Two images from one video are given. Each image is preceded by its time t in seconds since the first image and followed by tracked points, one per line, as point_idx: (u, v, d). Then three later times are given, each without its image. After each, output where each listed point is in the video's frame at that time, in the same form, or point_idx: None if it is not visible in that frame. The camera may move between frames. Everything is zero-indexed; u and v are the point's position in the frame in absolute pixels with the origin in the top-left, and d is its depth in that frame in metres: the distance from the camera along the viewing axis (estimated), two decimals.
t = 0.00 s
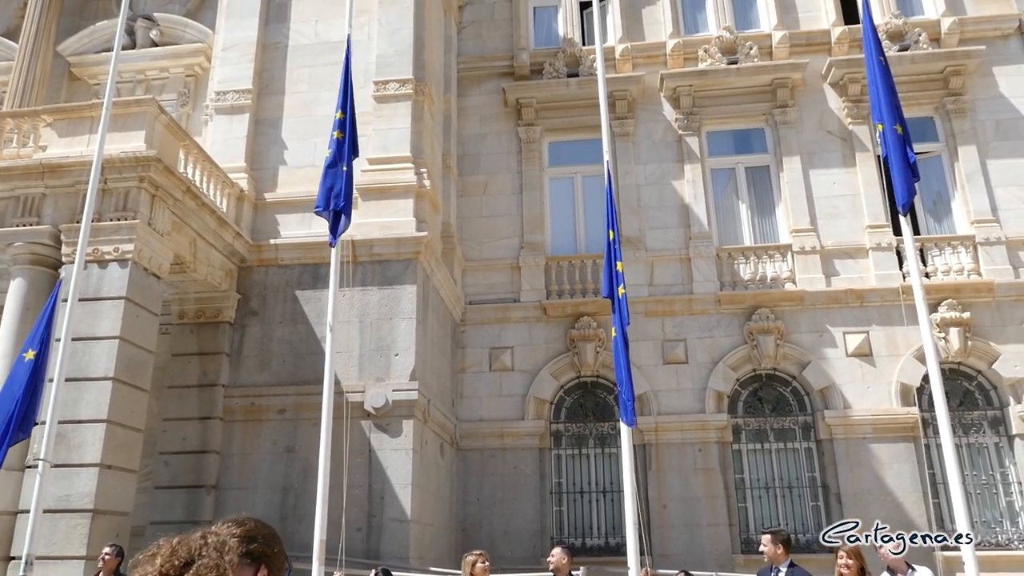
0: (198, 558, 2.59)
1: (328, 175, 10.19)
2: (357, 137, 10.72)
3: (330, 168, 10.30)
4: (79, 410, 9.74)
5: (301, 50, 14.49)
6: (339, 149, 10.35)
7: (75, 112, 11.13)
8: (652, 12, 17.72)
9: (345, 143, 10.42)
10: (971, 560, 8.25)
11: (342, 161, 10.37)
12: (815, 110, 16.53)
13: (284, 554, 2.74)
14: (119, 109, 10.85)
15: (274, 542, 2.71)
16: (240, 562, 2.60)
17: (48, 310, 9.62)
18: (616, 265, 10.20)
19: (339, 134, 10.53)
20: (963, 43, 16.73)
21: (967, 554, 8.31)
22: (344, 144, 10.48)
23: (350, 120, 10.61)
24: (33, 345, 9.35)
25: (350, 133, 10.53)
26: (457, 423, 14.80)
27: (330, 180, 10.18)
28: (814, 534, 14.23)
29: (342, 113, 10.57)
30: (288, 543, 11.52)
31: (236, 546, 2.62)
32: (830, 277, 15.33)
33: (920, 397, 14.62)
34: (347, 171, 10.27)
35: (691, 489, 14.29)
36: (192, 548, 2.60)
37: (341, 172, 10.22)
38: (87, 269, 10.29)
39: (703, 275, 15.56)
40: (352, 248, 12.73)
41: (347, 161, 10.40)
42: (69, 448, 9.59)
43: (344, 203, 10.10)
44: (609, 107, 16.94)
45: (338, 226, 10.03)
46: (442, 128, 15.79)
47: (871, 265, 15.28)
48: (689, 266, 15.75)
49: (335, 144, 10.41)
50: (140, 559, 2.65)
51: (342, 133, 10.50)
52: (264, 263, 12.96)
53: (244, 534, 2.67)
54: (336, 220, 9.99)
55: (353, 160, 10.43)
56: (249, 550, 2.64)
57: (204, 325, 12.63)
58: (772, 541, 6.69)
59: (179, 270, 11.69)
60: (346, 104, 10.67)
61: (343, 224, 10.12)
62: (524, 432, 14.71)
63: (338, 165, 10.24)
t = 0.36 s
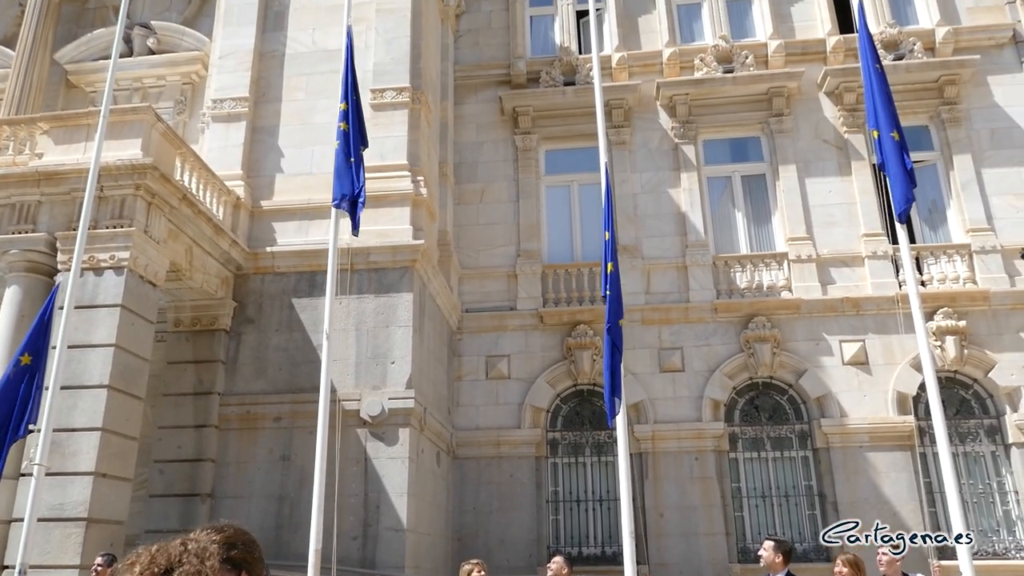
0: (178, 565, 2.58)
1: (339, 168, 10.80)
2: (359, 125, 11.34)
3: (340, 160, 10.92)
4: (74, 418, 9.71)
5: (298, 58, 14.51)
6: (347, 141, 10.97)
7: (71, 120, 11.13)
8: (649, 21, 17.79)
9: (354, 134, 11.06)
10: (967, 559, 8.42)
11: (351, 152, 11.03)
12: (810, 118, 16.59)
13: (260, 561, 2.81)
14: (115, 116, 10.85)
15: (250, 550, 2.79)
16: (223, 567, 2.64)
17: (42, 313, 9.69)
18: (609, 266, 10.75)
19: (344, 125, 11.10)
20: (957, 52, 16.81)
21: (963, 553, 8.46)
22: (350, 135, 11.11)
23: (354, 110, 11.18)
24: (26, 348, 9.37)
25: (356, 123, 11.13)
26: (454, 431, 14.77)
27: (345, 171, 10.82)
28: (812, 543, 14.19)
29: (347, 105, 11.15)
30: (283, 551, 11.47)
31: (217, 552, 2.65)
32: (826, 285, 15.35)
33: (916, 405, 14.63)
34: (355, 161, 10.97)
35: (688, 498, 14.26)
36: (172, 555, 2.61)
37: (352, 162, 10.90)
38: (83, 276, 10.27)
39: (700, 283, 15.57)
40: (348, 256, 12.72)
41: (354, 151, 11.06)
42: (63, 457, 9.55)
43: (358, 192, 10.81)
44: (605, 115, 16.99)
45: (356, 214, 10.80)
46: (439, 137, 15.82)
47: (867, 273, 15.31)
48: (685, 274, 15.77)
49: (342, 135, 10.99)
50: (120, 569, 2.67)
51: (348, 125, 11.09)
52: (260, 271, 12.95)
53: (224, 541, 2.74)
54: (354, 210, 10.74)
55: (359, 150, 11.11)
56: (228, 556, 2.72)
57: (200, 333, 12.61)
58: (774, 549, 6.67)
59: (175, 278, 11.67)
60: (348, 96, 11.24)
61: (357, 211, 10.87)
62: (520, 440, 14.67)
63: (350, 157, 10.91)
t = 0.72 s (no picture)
0: None
1: (343, 184, 10.87)
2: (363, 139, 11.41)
3: (343, 176, 10.99)
4: (71, 433, 9.67)
5: (295, 72, 14.57)
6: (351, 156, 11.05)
7: (68, 135, 11.15)
8: (644, 34, 17.90)
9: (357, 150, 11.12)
10: (964, 559, 8.42)
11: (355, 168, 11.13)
12: (806, 130, 16.67)
13: None
14: (112, 131, 10.87)
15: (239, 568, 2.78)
16: None
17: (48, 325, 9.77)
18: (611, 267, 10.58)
19: (349, 140, 11.18)
20: (951, 63, 16.91)
21: (961, 553, 8.46)
22: (354, 150, 11.17)
23: (357, 125, 11.26)
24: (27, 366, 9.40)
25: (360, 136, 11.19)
26: (452, 444, 14.73)
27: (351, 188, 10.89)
28: (811, 555, 14.14)
29: (350, 120, 11.25)
30: (281, 566, 11.41)
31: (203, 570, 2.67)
32: (823, 296, 15.37)
33: (915, 416, 14.62)
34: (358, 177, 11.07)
35: (687, 510, 14.22)
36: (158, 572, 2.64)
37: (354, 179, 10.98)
38: (79, 291, 10.26)
39: (697, 295, 15.58)
40: (345, 269, 12.73)
41: (357, 167, 11.12)
42: (59, 472, 9.51)
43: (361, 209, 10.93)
44: (601, 128, 17.05)
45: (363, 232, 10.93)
46: (436, 150, 15.87)
47: (864, 284, 15.33)
48: (682, 286, 15.78)
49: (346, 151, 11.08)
50: None
51: (351, 140, 11.15)
52: (257, 284, 12.94)
53: (211, 557, 2.74)
54: (359, 227, 10.85)
55: (362, 165, 11.17)
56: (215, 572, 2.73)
57: (197, 347, 12.59)
58: (778, 561, 6.62)
59: (172, 292, 11.65)
60: (352, 109, 11.33)
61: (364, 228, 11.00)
62: (518, 452, 14.64)
63: (352, 172, 10.99)
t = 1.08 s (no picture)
0: None
1: (342, 195, 10.85)
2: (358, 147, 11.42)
3: (342, 185, 10.98)
4: (68, 441, 9.65)
5: (295, 81, 14.60)
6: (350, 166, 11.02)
7: (68, 143, 11.16)
8: (643, 44, 17.97)
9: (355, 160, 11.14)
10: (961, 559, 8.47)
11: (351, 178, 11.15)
12: (805, 139, 16.71)
13: None
14: (112, 139, 10.89)
15: None
16: None
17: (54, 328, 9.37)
18: (617, 267, 10.71)
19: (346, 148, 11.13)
20: (949, 73, 16.97)
21: (958, 554, 8.51)
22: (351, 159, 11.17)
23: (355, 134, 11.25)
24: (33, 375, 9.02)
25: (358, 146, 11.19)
26: (450, 453, 14.70)
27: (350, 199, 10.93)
28: (810, 565, 14.08)
29: (349, 130, 11.23)
30: None
31: None
32: (822, 305, 15.37)
33: (914, 426, 14.59)
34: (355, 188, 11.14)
35: (686, 519, 14.18)
36: None
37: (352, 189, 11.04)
38: (78, 299, 10.25)
39: (696, 304, 15.58)
40: (344, 277, 12.72)
41: (355, 177, 11.19)
42: (56, 480, 9.48)
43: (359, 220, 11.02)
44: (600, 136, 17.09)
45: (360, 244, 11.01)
46: (435, 159, 15.89)
47: (863, 293, 15.34)
48: (681, 295, 15.78)
49: (345, 160, 11.02)
50: None
51: (350, 149, 11.14)
52: (256, 293, 12.94)
53: (205, 568, 2.76)
54: (358, 239, 10.95)
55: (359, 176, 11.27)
56: None
57: (195, 355, 12.57)
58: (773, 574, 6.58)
59: (171, 300, 11.65)
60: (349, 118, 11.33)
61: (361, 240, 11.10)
62: (516, 461, 14.60)
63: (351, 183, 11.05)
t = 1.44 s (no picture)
0: None
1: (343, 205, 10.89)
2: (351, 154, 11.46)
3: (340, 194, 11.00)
4: (66, 454, 9.62)
5: (296, 94, 14.67)
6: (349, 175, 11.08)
7: (69, 156, 11.20)
8: (643, 57, 18.06)
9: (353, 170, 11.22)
10: (960, 556, 8.48)
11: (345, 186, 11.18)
12: (804, 151, 16.75)
13: None
14: (113, 152, 10.92)
15: None
16: None
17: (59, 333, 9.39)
18: (625, 269, 10.96)
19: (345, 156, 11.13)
20: (948, 86, 17.02)
21: (957, 554, 8.52)
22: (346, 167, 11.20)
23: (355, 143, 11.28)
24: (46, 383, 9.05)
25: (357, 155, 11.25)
26: (450, 465, 14.67)
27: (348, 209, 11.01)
28: None
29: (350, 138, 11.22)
30: None
31: None
32: (822, 317, 15.36)
33: (916, 439, 14.55)
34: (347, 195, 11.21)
35: (686, 533, 14.11)
36: None
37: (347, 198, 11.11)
38: (78, 311, 10.26)
39: (697, 316, 15.57)
40: (344, 289, 12.72)
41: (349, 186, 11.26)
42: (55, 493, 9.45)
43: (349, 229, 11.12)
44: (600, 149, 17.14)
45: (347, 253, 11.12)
46: (435, 171, 15.94)
47: (863, 305, 15.33)
48: (681, 307, 15.78)
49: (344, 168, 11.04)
50: None
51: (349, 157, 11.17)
52: (256, 304, 12.95)
53: None
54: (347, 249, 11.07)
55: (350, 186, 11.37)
56: None
57: (195, 367, 12.56)
58: None
59: (171, 312, 11.66)
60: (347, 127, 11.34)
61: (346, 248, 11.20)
62: (517, 474, 14.56)
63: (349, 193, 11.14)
